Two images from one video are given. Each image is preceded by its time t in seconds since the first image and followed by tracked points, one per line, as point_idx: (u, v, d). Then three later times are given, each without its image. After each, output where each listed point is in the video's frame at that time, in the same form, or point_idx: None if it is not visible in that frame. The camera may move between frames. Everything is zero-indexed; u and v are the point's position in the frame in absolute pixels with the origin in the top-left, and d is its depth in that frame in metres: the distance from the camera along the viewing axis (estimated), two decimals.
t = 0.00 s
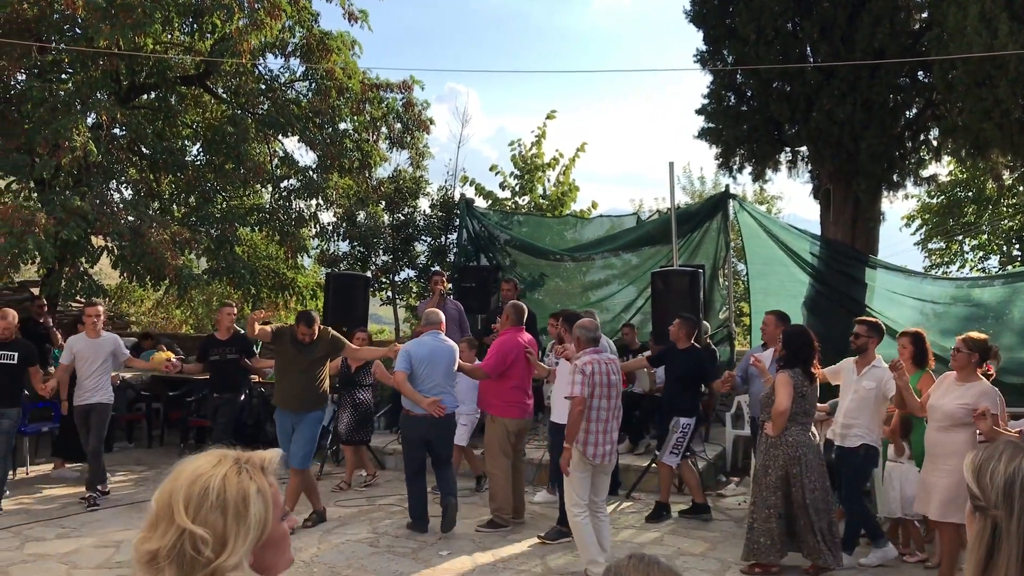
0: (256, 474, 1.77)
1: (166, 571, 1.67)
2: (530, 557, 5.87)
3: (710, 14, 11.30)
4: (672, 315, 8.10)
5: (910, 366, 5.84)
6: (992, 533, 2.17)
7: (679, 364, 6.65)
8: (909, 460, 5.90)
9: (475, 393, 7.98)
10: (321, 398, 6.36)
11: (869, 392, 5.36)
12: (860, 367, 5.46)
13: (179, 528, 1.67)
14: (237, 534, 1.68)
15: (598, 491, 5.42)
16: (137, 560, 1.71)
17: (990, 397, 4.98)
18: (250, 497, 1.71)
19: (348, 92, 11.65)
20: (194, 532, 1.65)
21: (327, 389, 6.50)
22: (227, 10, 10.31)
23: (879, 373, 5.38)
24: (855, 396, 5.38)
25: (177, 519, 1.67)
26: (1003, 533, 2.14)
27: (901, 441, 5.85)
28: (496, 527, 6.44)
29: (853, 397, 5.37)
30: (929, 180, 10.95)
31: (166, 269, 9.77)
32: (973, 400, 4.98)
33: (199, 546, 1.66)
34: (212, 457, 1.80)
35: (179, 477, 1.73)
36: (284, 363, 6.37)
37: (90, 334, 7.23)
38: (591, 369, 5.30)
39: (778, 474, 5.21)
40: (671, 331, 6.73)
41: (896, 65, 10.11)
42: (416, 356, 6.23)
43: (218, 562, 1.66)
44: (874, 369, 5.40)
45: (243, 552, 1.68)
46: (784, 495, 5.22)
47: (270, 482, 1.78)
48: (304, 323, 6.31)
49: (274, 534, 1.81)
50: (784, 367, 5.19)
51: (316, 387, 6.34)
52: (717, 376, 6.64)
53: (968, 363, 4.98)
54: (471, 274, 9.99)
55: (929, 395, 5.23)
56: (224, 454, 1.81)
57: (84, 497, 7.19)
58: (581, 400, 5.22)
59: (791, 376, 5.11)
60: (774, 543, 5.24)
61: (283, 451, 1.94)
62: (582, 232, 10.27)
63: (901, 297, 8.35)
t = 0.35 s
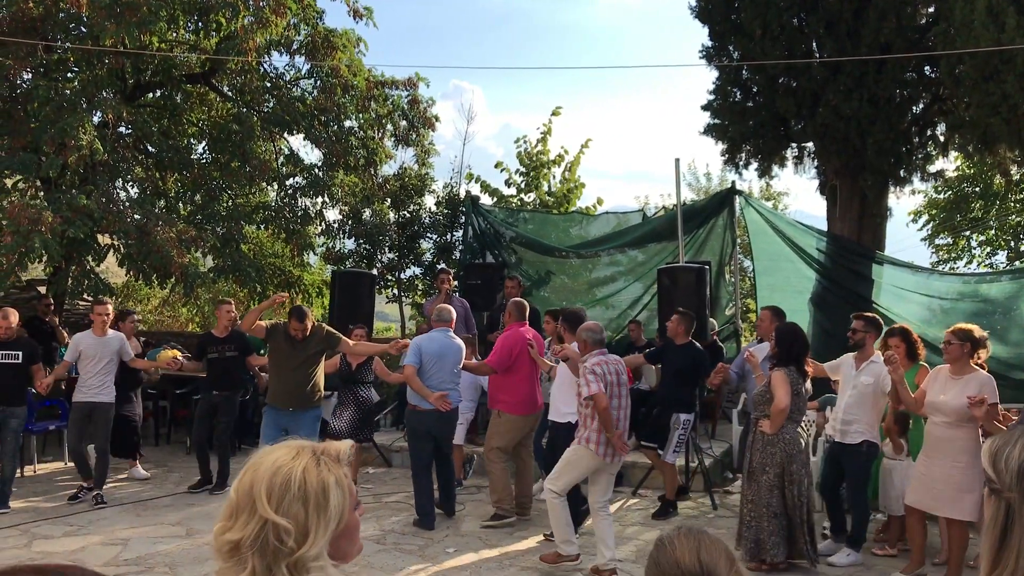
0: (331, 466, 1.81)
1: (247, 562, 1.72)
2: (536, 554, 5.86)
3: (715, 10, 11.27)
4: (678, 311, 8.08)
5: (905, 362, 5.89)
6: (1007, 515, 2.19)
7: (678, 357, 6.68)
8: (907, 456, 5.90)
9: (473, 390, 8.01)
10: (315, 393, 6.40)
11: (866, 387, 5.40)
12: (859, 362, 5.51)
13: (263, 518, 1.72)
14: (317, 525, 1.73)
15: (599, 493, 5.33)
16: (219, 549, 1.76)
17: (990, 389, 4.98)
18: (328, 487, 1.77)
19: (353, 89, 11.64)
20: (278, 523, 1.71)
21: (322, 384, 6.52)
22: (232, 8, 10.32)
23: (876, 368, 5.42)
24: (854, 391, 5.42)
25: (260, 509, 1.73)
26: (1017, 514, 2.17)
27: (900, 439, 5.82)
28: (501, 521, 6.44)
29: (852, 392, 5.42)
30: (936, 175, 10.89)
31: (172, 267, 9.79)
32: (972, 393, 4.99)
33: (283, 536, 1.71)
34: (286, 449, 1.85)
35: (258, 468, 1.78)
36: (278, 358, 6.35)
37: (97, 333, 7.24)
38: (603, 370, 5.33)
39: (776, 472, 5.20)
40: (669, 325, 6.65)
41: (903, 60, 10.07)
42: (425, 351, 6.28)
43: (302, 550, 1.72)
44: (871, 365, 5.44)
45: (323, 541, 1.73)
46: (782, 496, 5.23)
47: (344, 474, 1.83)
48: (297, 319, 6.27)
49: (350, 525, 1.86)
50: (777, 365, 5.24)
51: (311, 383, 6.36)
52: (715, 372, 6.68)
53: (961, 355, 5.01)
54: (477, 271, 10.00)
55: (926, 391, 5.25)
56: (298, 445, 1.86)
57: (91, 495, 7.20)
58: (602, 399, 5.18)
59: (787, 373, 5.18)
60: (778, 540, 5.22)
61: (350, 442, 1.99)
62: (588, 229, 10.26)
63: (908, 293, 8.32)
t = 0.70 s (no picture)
0: (402, 461, 1.97)
1: (326, 552, 1.87)
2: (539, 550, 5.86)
3: (716, 5, 11.27)
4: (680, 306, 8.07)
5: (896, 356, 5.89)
6: None
7: (675, 352, 6.70)
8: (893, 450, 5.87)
9: (472, 385, 7.97)
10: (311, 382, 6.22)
11: (858, 381, 5.41)
12: (850, 357, 5.51)
13: (341, 511, 1.87)
14: (394, 519, 1.89)
15: (597, 486, 5.31)
16: (294, 538, 1.90)
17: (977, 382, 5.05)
18: (403, 481, 1.92)
19: (353, 86, 11.64)
20: (358, 516, 1.86)
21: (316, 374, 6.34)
22: (233, 5, 10.32)
23: (867, 363, 5.42)
24: (847, 386, 5.42)
25: (338, 502, 1.88)
26: None
27: (888, 434, 5.77)
28: (485, 513, 6.56)
29: (844, 387, 5.42)
30: (938, 169, 10.87)
31: (174, 264, 9.79)
32: (960, 387, 5.04)
33: (363, 530, 1.86)
34: (357, 443, 2.00)
35: (334, 463, 1.93)
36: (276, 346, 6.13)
37: (91, 331, 7.16)
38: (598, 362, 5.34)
39: (775, 467, 5.21)
40: (665, 318, 6.71)
41: (904, 54, 10.04)
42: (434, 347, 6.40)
43: (379, 543, 1.87)
44: (863, 359, 5.43)
45: (398, 535, 1.89)
46: (782, 489, 5.21)
47: (416, 466, 1.99)
48: (296, 305, 6.11)
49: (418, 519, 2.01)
50: (770, 360, 5.23)
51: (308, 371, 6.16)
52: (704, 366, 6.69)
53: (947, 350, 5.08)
54: (479, 267, 10.07)
55: (914, 386, 5.26)
56: (368, 439, 2.01)
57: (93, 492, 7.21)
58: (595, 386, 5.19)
59: (780, 367, 5.18)
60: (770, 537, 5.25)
61: (409, 434, 2.14)
62: (590, 224, 10.19)
63: (910, 287, 8.26)
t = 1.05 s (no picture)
0: (484, 461, 2.19)
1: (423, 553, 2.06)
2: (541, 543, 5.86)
3: None
4: (682, 299, 8.06)
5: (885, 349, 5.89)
6: None
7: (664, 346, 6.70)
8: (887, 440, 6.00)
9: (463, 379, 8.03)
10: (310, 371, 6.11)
11: (846, 372, 5.44)
12: (838, 348, 5.53)
13: (437, 513, 2.06)
14: (486, 518, 2.11)
15: (581, 482, 5.30)
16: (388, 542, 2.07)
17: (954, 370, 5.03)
18: (490, 481, 2.15)
19: (354, 80, 11.61)
20: (453, 519, 2.06)
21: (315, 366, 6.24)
22: None
23: (855, 354, 5.43)
24: (834, 376, 5.46)
25: (433, 504, 2.07)
26: None
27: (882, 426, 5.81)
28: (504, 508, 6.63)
29: (831, 377, 5.46)
30: (941, 162, 10.83)
31: (176, 259, 9.78)
32: (939, 377, 5.04)
33: (460, 532, 2.06)
34: (438, 446, 2.20)
35: (424, 467, 2.12)
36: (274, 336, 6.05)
37: (74, 327, 7.08)
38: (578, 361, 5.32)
39: (767, 458, 5.20)
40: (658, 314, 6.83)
41: (907, 46, 10.00)
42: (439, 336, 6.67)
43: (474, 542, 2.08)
44: (851, 351, 5.44)
45: (491, 534, 2.11)
46: (775, 480, 5.19)
47: (497, 466, 2.21)
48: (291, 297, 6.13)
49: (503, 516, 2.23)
50: (764, 354, 5.22)
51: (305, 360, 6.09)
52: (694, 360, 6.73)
53: (926, 340, 5.07)
54: (481, 261, 10.05)
55: (893, 376, 5.27)
56: (450, 442, 2.22)
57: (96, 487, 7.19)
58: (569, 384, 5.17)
59: (774, 361, 5.16)
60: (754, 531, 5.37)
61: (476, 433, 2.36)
62: (592, 218, 10.23)
63: (913, 280, 8.22)
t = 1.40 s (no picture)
0: (549, 456, 2.05)
1: (485, 551, 1.95)
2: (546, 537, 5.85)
3: None
4: (687, 292, 8.05)
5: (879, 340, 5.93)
6: None
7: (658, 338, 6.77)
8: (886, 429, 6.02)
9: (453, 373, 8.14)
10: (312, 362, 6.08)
11: (840, 362, 5.43)
12: (832, 338, 5.56)
13: (500, 511, 1.95)
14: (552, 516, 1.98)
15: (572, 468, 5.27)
16: (448, 540, 1.99)
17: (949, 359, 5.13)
18: (555, 478, 2.01)
19: (359, 74, 11.60)
20: (518, 516, 1.93)
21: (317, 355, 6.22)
22: None
23: (849, 344, 5.45)
24: (827, 367, 5.46)
25: (495, 502, 1.96)
26: None
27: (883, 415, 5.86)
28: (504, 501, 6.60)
29: (824, 368, 5.46)
30: (948, 154, 10.79)
31: (181, 254, 9.78)
32: (934, 365, 5.12)
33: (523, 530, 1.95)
34: (499, 440, 2.08)
35: (485, 463, 2.01)
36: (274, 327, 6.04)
37: (63, 323, 7.06)
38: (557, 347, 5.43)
39: (774, 447, 5.21)
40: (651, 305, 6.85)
41: (914, 38, 9.94)
42: (439, 329, 6.71)
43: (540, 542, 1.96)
44: (845, 342, 5.46)
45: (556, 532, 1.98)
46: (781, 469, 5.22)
47: (559, 460, 2.08)
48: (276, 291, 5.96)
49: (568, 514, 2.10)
50: (765, 345, 5.22)
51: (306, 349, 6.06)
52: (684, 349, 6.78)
53: (919, 329, 5.15)
54: (486, 255, 10.04)
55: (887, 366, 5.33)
56: (510, 436, 2.09)
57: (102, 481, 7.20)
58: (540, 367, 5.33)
59: (777, 352, 5.16)
60: (758, 519, 5.27)
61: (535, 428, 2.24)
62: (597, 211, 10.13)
63: (920, 273, 8.19)
